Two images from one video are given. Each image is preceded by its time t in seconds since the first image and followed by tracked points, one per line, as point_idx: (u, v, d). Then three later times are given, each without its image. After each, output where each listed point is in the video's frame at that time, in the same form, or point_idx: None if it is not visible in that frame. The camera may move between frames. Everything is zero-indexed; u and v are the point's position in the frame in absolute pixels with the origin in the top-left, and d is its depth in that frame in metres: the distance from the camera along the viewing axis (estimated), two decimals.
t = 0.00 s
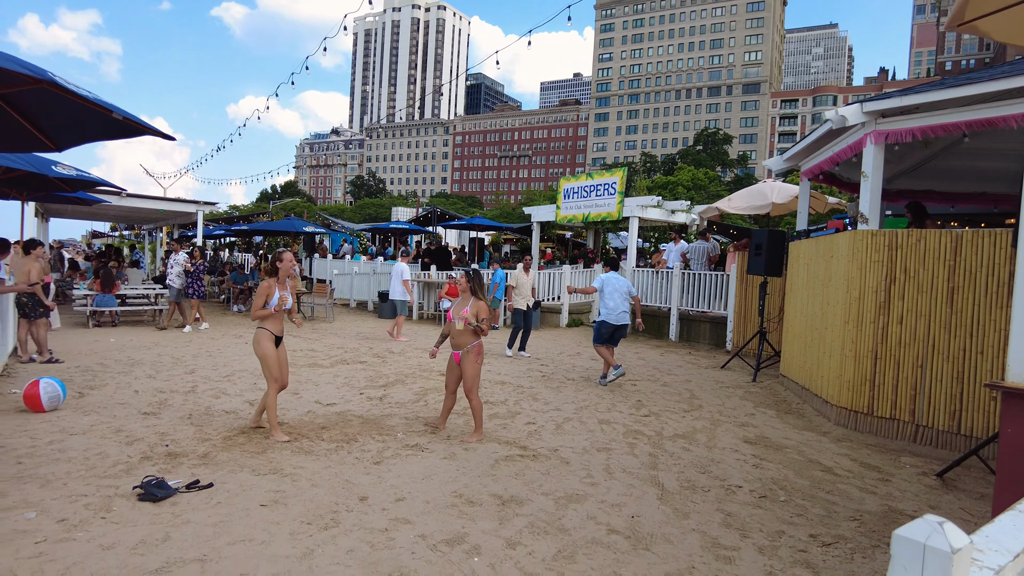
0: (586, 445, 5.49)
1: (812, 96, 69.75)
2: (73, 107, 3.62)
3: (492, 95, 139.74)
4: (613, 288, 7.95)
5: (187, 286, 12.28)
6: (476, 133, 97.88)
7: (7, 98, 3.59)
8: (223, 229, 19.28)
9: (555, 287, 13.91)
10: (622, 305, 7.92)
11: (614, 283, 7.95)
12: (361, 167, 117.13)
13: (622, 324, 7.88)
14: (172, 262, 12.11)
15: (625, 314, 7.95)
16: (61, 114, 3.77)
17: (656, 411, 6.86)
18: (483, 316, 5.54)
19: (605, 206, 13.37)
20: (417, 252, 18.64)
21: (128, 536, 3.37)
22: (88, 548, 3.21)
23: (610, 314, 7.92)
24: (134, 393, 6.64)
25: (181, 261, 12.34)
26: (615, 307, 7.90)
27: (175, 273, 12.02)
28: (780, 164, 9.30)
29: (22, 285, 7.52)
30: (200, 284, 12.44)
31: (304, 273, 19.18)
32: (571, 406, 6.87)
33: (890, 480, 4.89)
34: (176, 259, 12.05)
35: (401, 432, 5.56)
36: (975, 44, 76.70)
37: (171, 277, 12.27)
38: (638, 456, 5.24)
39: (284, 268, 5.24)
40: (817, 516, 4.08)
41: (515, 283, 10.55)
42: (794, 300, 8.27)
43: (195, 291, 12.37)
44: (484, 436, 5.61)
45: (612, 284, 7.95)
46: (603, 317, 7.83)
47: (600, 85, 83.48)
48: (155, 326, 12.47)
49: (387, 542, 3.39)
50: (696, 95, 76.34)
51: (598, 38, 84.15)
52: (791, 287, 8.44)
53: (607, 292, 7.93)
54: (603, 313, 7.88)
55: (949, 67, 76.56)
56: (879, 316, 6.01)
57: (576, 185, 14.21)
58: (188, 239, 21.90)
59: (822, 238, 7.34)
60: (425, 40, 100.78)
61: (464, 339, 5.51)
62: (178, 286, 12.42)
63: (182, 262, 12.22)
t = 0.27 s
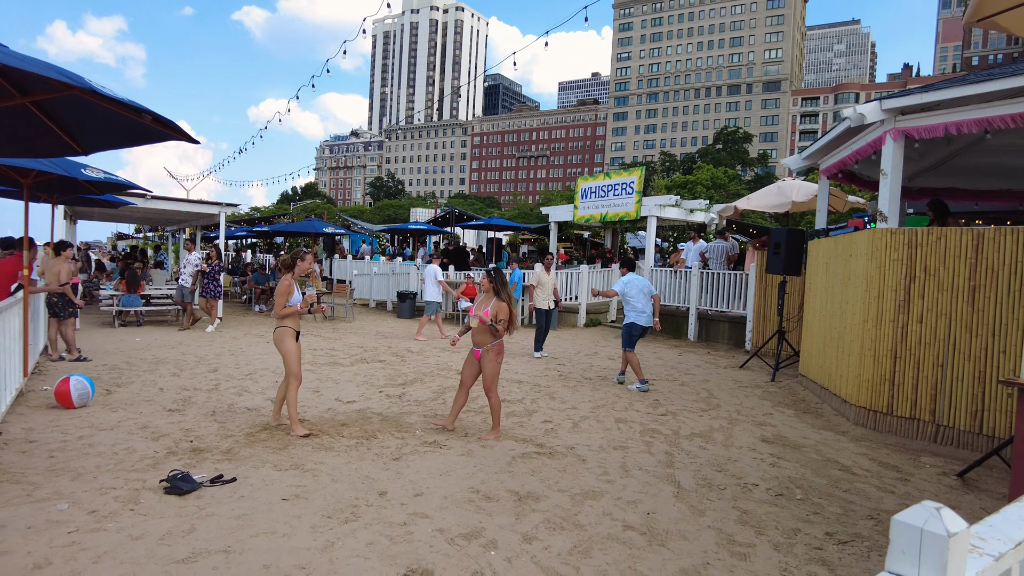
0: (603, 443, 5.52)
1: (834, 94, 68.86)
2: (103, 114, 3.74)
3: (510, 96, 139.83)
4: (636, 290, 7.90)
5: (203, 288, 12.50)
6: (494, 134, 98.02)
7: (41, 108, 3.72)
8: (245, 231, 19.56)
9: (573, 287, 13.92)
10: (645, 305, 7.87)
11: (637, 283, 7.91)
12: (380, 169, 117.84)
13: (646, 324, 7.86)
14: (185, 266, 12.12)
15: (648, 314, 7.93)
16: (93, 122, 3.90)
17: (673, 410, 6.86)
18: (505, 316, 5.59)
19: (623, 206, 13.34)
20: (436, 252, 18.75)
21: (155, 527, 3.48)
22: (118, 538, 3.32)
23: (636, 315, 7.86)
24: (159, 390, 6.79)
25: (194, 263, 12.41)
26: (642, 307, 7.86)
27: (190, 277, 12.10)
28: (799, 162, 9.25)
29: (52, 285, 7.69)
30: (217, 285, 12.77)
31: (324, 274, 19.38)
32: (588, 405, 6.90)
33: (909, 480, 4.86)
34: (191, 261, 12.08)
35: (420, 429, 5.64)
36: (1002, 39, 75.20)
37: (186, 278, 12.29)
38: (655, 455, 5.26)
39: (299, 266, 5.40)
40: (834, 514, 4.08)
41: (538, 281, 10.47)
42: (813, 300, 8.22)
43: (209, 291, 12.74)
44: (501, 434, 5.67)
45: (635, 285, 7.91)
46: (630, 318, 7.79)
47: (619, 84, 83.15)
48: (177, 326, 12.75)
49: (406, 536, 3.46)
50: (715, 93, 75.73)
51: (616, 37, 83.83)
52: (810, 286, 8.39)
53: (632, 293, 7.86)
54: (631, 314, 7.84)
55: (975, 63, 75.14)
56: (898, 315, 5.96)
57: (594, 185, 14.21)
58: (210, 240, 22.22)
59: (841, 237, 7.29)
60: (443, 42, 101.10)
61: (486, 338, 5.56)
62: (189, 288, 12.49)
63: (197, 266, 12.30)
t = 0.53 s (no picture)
0: (617, 442, 5.55)
1: (851, 92, 68.18)
2: (127, 119, 3.84)
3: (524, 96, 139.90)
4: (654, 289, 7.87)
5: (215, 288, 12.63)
6: (507, 135, 98.15)
7: (68, 113, 3.83)
8: (261, 231, 19.76)
9: (587, 288, 13.93)
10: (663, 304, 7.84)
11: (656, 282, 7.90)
12: (394, 169, 118.34)
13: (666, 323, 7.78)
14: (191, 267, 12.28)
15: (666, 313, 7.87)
16: (116, 127, 3.99)
17: (688, 410, 6.87)
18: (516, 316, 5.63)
19: (638, 206, 13.33)
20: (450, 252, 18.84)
21: (178, 521, 3.56)
22: (142, 532, 3.41)
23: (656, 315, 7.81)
24: (179, 389, 6.91)
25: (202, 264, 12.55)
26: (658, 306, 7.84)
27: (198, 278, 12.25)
28: (815, 162, 9.21)
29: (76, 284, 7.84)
30: (228, 286, 12.81)
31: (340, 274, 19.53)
32: (601, 405, 6.93)
33: (925, 480, 4.84)
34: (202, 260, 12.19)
35: (436, 427, 5.69)
36: None
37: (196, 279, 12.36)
38: (668, 454, 5.27)
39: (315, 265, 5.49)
40: (848, 514, 4.08)
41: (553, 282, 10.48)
42: (828, 299, 8.18)
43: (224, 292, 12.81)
44: (515, 433, 5.71)
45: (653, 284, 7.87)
46: (649, 318, 7.74)
47: (633, 84, 82.85)
48: (193, 326, 13.01)
49: (422, 531, 3.51)
50: (730, 92, 75.26)
51: (630, 37, 83.58)
52: (826, 285, 8.35)
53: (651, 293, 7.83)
54: (649, 314, 7.82)
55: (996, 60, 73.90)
56: (915, 314, 5.93)
57: (608, 185, 14.21)
58: (228, 241, 22.45)
59: (857, 236, 7.25)
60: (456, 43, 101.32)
61: (497, 339, 5.60)
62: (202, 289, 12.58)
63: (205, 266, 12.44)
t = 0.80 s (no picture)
0: (633, 441, 5.57)
1: (867, 90, 67.52)
2: (153, 123, 3.93)
3: (536, 96, 139.95)
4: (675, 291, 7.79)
5: (224, 288, 12.79)
6: (520, 135, 98.22)
7: (97, 118, 3.92)
8: (278, 232, 19.96)
9: (601, 287, 13.94)
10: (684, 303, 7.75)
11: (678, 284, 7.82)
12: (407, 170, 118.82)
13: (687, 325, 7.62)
14: (200, 266, 12.48)
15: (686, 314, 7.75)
16: (144, 131, 4.08)
17: (704, 409, 6.88)
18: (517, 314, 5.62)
19: (652, 205, 13.33)
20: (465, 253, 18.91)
21: (204, 516, 3.64)
22: (169, 526, 3.49)
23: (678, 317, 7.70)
24: (201, 388, 7.02)
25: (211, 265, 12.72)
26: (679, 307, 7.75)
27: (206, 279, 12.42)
28: (831, 161, 9.18)
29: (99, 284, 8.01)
30: (237, 286, 12.79)
31: (355, 275, 19.67)
32: (617, 404, 6.95)
33: (944, 480, 4.82)
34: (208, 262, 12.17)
35: (454, 426, 5.75)
36: None
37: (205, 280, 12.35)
38: (685, 453, 5.29)
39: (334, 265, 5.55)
40: (867, 513, 4.08)
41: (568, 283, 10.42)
42: (845, 299, 8.15)
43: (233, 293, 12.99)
44: (532, 431, 5.75)
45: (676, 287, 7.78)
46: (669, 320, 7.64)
47: (646, 83, 82.59)
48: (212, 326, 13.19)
49: (443, 527, 3.56)
50: (744, 91, 74.81)
51: (643, 36, 83.37)
52: (842, 285, 8.32)
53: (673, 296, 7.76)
54: (670, 317, 7.70)
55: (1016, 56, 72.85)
56: (933, 315, 5.91)
57: (622, 185, 14.21)
58: (244, 242, 22.69)
59: (874, 235, 7.22)
60: (469, 44, 101.58)
61: (499, 339, 5.65)
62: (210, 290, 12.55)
63: (213, 266, 12.52)
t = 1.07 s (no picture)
0: (649, 440, 5.61)
1: (881, 89, 66.98)
2: (179, 129, 4.02)
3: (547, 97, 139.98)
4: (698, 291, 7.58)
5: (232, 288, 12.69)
6: (531, 136, 98.26)
7: (124, 124, 4.02)
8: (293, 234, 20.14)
9: (614, 288, 13.95)
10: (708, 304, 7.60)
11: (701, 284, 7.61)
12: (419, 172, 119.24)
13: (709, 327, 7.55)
14: (208, 267, 12.36)
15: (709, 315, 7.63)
16: (169, 136, 4.17)
17: (719, 410, 6.90)
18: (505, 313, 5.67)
19: (665, 206, 13.33)
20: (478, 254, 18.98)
21: (229, 512, 3.72)
22: (197, 521, 3.57)
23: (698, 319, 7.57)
24: (221, 387, 7.14)
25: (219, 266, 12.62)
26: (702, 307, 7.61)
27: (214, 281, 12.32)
28: (845, 162, 9.16)
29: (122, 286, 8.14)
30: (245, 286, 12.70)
31: (369, 276, 19.81)
32: (632, 404, 6.99)
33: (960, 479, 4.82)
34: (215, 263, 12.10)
35: (471, 424, 5.81)
36: None
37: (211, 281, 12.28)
38: (701, 452, 5.32)
39: (347, 267, 5.61)
40: (884, 511, 4.09)
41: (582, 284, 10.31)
42: (860, 299, 8.13)
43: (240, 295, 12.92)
44: (548, 431, 5.80)
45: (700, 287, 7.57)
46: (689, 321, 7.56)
47: (657, 84, 82.38)
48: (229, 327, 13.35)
49: (463, 523, 3.63)
50: (756, 91, 74.43)
51: (654, 37, 83.20)
52: (857, 285, 8.30)
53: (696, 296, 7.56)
54: (691, 318, 7.58)
55: None
56: (949, 315, 5.91)
57: (635, 186, 14.24)
58: (259, 244, 22.92)
59: (889, 236, 7.21)
60: (480, 45, 101.78)
61: (493, 336, 5.73)
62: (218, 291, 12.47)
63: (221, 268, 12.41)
